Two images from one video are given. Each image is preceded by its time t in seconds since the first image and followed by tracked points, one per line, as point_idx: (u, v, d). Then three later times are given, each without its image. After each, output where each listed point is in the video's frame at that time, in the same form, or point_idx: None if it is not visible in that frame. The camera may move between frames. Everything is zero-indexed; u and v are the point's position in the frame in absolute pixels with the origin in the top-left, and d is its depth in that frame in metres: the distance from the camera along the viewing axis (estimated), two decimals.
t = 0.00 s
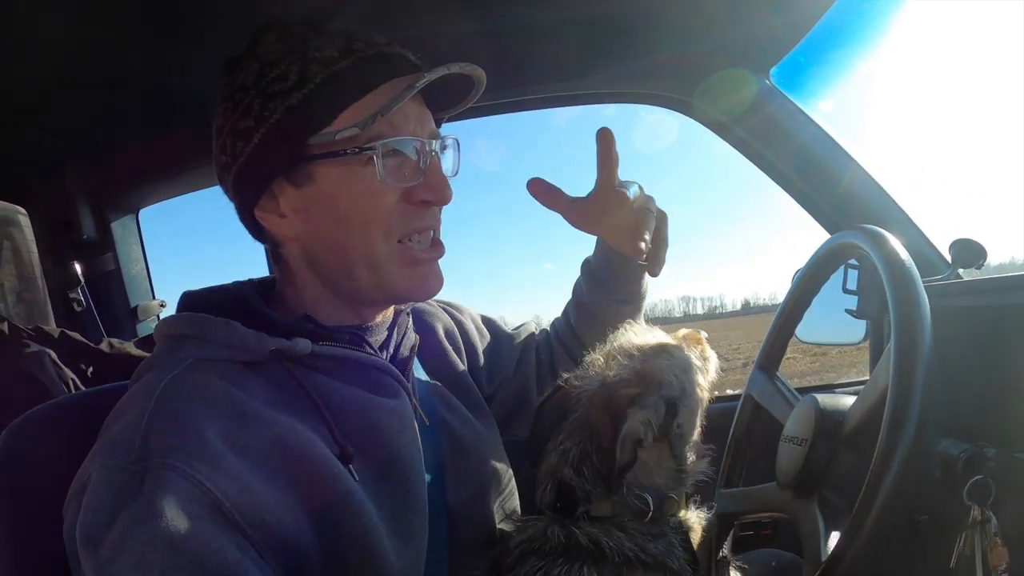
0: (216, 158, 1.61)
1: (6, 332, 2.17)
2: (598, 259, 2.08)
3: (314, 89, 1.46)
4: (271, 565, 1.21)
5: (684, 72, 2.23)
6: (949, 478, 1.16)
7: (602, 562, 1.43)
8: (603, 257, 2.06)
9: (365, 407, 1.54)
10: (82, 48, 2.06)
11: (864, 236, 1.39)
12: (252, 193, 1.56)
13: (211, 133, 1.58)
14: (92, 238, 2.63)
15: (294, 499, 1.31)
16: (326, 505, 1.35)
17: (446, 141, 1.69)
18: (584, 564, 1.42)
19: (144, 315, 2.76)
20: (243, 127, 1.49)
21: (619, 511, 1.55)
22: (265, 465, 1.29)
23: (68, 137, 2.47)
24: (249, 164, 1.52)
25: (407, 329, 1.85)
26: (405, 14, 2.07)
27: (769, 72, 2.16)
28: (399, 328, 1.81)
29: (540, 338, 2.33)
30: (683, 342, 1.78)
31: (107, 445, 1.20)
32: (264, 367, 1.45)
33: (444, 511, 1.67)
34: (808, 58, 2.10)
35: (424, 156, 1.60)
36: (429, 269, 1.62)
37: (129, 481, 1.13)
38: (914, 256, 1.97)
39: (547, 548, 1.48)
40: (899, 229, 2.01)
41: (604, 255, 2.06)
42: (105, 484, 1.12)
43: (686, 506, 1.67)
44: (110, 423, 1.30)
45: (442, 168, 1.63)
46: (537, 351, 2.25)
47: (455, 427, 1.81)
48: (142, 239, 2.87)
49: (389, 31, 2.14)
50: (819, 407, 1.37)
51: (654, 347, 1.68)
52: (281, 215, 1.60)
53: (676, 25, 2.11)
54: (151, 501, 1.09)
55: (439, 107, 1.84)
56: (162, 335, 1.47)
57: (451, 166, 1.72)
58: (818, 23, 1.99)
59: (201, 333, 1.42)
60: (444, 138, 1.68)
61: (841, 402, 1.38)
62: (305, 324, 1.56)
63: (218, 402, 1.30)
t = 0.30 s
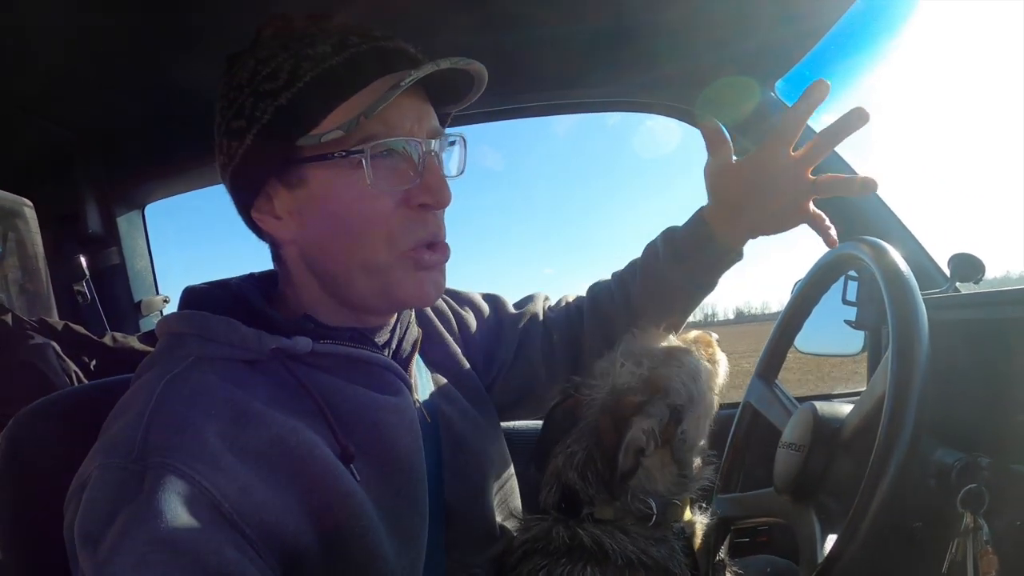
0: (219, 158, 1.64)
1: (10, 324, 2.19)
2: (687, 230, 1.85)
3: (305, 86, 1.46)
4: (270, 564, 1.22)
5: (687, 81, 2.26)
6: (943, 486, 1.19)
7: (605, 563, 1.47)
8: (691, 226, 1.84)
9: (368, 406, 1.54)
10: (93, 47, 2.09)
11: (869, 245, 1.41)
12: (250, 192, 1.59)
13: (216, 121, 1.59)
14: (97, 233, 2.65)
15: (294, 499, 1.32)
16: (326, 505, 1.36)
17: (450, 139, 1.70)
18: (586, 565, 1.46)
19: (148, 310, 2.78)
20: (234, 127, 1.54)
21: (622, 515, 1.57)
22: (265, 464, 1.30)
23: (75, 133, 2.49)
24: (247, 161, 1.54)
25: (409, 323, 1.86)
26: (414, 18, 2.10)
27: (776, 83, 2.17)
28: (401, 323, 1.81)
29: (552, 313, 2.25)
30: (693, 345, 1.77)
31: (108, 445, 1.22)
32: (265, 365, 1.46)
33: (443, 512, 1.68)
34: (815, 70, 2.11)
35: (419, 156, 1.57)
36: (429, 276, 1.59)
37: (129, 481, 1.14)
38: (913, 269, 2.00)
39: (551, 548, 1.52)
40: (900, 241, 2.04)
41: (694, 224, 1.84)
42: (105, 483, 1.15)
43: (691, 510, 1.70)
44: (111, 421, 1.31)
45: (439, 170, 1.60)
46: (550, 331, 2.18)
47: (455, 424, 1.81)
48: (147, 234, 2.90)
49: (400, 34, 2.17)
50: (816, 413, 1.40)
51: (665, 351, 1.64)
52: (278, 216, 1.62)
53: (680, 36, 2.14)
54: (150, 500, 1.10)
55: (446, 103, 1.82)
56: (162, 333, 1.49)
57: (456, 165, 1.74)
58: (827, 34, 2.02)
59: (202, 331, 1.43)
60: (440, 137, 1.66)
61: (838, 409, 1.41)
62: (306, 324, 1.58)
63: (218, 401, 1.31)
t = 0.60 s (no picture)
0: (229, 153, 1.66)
1: (12, 321, 2.20)
2: (744, 238, 1.76)
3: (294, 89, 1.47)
4: (273, 567, 1.21)
5: (689, 93, 2.29)
6: (937, 493, 1.21)
7: (602, 567, 1.47)
8: (753, 237, 1.74)
9: (365, 409, 1.54)
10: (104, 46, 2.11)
11: (876, 249, 1.41)
12: (247, 193, 1.62)
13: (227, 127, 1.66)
14: (100, 232, 2.66)
15: (295, 501, 1.32)
16: (326, 507, 1.35)
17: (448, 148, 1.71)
18: (583, 568, 1.48)
19: (149, 311, 2.79)
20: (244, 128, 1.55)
21: (620, 521, 1.57)
22: (266, 466, 1.30)
23: (81, 131, 2.51)
24: (244, 162, 1.57)
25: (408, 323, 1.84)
26: (420, 23, 2.13)
27: (775, 98, 2.19)
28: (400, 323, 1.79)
29: (550, 303, 2.08)
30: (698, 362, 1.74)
31: (109, 446, 1.22)
32: (264, 368, 1.46)
33: (437, 513, 1.68)
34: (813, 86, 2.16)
35: (397, 170, 1.55)
36: (399, 289, 1.59)
37: (131, 482, 1.14)
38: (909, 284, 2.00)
39: (548, 552, 1.54)
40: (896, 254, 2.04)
41: (755, 236, 1.74)
42: (106, 484, 1.14)
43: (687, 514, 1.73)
44: (110, 423, 1.32)
45: (420, 183, 1.57)
46: (547, 327, 2.02)
47: (453, 427, 1.80)
48: (149, 235, 2.92)
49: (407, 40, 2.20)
50: (811, 419, 1.44)
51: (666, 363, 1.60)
52: (270, 216, 1.63)
53: (683, 46, 2.17)
54: (151, 501, 1.10)
55: (451, 111, 1.76)
56: (162, 333, 1.50)
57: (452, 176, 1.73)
58: (828, 46, 2.05)
59: (202, 333, 1.44)
60: (428, 148, 1.62)
61: (834, 417, 1.46)
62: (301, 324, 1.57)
63: (219, 404, 1.31)
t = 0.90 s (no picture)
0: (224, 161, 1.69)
1: (12, 334, 2.21)
2: (737, 239, 1.78)
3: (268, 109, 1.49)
4: (268, 568, 1.22)
5: (681, 103, 2.33)
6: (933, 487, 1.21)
7: (601, 567, 1.38)
8: (745, 239, 1.75)
9: (358, 414, 1.55)
10: (107, 63, 2.16)
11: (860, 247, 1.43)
12: (234, 206, 1.64)
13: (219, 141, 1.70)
14: (100, 248, 2.68)
15: (291, 503, 1.32)
16: (322, 509, 1.36)
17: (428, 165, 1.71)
18: (582, 568, 1.38)
19: (148, 326, 2.80)
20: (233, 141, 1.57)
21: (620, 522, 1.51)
22: (262, 468, 1.31)
23: (83, 147, 2.55)
24: (231, 173, 1.60)
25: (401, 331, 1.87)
26: (414, 37, 2.18)
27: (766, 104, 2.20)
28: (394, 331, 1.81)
29: (535, 312, 2.10)
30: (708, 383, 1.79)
31: (107, 448, 1.23)
32: (260, 373, 1.47)
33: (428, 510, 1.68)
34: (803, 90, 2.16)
35: (365, 188, 1.56)
36: (374, 301, 1.59)
37: (129, 483, 1.15)
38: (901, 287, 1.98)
39: (547, 553, 1.44)
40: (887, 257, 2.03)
41: (748, 238, 1.75)
42: (104, 486, 1.15)
43: (685, 518, 1.64)
44: (108, 427, 1.32)
45: (386, 202, 1.57)
46: (531, 335, 2.03)
47: (449, 433, 1.80)
48: (148, 251, 2.93)
49: (403, 53, 2.24)
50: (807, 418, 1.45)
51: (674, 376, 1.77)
52: (257, 227, 1.65)
53: (674, 56, 2.22)
54: (149, 501, 1.11)
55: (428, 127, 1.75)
56: (157, 340, 1.50)
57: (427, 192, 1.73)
58: (811, 58, 2.11)
59: (198, 339, 1.45)
60: (400, 165, 1.62)
61: (830, 416, 1.47)
62: (294, 330, 1.58)
63: (215, 407, 1.32)
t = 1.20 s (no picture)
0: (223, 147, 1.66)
1: (17, 328, 2.21)
2: (746, 231, 1.73)
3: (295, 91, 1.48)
4: (266, 565, 1.22)
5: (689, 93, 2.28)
6: (946, 488, 1.18)
7: (607, 566, 1.42)
8: (756, 231, 1.71)
9: (359, 409, 1.52)
10: (110, 57, 2.14)
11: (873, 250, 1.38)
12: (239, 194, 1.62)
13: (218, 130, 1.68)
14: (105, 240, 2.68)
15: (291, 499, 1.31)
16: (321, 505, 1.35)
17: (438, 149, 1.71)
18: (588, 567, 1.42)
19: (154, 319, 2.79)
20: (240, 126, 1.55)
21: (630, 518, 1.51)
22: (262, 465, 1.29)
23: (86, 139, 2.54)
24: (237, 165, 1.58)
25: (403, 326, 1.83)
26: (416, 26, 2.14)
27: (775, 95, 2.14)
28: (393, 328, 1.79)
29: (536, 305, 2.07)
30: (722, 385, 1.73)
31: (105, 444, 1.22)
32: (259, 368, 1.46)
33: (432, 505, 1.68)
34: (813, 82, 2.10)
35: (402, 164, 1.57)
36: (409, 279, 1.57)
37: (128, 480, 1.14)
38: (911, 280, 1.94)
39: (554, 549, 1.49)
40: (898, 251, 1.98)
41: (759, 229, 1.71)
42: (102, 483, 1.14)
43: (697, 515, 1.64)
44: (107, 422, 1.31)
45: (422, 179, 1.59)
46: (533, 329, 2.00)
47: (452, 428, 1.78)
48: (154, 244, 2.93)
49: (405, 44, 2.21)
50: (818, 417, 1.42)
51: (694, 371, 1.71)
52: (268, 214, 1.64)
53: (683, 44, 2.17)
54: (148, 499, 1.10)
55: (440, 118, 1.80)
56: (157, 335, 1.49)
57: (440, 178, 1.72)
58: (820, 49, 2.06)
59: (197, 334, 1.44)
60: (428, 146, 1.65)
61: (842, 414, 1.43)
62: (294, 326, 1.57)
63: (214, 403, 1.31)
